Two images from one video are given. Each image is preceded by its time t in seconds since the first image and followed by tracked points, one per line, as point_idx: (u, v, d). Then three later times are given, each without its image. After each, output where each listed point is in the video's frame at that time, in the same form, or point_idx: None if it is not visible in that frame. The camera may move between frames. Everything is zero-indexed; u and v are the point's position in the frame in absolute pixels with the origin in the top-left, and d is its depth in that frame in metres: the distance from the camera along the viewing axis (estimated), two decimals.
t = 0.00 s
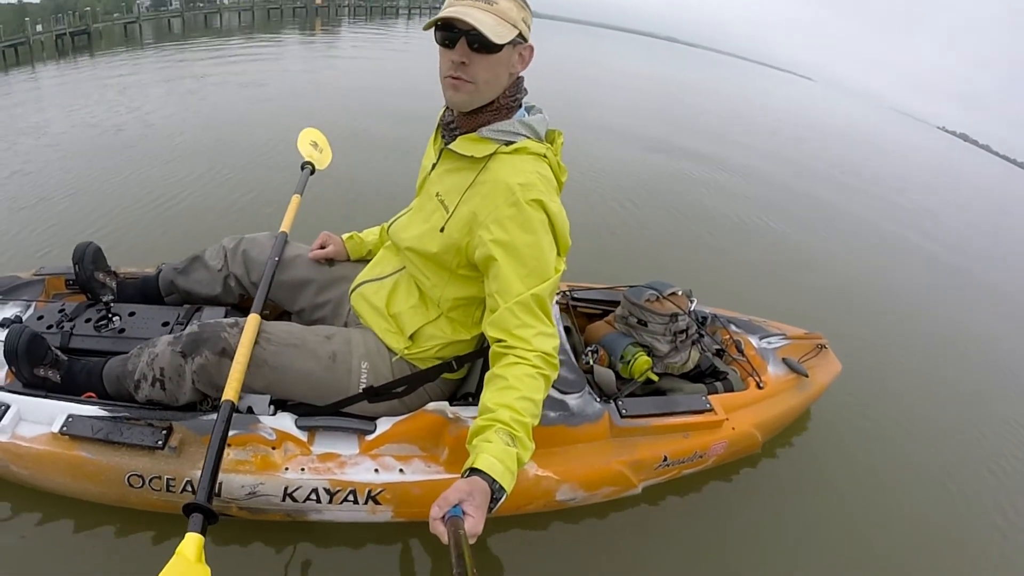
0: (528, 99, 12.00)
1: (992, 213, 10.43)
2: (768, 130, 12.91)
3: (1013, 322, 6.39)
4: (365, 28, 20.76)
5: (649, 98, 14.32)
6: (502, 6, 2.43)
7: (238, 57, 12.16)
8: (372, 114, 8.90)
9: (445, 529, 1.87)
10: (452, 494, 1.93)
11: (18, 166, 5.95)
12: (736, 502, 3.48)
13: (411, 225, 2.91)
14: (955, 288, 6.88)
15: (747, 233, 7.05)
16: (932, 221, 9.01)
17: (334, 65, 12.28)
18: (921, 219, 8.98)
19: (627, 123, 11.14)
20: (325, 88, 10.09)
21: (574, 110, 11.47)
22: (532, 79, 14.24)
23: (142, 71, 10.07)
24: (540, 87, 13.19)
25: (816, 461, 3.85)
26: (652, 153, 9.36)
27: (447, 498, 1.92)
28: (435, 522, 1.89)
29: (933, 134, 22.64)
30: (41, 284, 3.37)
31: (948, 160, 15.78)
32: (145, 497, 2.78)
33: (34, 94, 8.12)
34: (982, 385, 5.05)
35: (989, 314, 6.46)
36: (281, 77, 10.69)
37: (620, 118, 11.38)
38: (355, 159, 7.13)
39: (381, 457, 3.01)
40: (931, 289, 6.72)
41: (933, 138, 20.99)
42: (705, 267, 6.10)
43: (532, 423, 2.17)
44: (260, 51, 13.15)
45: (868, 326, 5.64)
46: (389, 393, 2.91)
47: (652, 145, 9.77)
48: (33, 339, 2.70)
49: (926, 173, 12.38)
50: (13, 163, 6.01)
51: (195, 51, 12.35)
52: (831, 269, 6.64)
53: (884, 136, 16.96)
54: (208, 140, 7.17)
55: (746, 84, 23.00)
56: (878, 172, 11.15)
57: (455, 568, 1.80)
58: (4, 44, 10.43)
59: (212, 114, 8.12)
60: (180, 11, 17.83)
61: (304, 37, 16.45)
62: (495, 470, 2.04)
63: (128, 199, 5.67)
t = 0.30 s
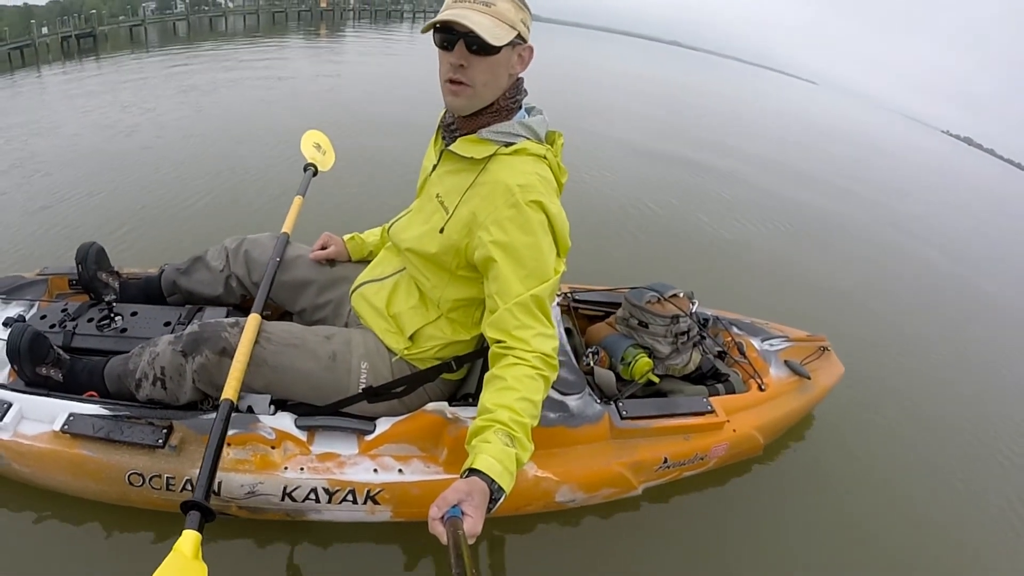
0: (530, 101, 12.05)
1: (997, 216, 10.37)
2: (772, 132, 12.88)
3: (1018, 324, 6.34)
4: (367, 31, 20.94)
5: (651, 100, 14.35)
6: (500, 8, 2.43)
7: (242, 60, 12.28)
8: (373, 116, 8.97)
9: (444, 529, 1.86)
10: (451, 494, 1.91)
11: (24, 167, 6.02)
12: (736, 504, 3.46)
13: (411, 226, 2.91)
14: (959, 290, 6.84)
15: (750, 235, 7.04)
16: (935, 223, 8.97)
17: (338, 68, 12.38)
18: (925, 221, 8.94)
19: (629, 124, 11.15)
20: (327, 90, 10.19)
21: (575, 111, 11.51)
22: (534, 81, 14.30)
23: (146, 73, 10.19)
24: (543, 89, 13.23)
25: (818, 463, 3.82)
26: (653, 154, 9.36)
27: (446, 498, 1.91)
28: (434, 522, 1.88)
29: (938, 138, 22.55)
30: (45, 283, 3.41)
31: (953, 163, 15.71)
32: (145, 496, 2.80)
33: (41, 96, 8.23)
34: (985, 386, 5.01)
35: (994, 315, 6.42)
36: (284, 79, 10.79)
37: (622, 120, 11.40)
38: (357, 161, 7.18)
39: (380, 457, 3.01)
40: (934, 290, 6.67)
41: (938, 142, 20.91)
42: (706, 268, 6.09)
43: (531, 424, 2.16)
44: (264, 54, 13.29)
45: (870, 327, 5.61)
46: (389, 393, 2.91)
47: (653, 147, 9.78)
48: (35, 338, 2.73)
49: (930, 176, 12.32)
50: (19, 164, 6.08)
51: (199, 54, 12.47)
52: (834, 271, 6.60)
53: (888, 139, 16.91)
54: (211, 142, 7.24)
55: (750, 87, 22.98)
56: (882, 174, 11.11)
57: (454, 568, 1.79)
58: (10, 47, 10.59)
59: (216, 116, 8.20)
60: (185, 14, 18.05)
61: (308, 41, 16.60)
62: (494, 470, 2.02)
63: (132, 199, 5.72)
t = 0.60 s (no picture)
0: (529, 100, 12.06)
1: (999, 212, 10.34)
2: (772, 129, 12.87)
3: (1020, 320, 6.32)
4: (366, 31, 21.00)
5: (650, 98, 14.35)
6: (499, 5, 2.42)
7: (242, 61, 12.31)
8: (373, 116, 8.99)
9: (444, 528, 1.86)
10: (451, 493, 1.91)
11: (23, 169, 6.04)
12: (737, 501, 3.46)
13: (410, 225, 2.90)
14: (961, 287, 6.82)
15: (750, 232, 7.03)
16: (937, 220, 8.95)
17: (337, 68, 12.41)
18: (926, 218, 8.91)
19: (629, 122, 11.16)
20: (327, 90, 10.21)
21: (575, 109, 11.52)
22: (533, 79, 14.30)
23: (145, 74, 10.23)
24: (543, 88, 13.23)
25: (819, 460, 3.81)
26: (653, 152, 9.36)
27: (446, 497, 1.90)
28: (435, 521, 1.88)
29: (940, 134, 22.50)
30: (45, 284, 3.42)
31: (954, 159, 15.67)
32: (146, 496, 2.80)
33: (40, 98, 8.26)
34: (987, 382, 5.00)
35: (995, 312, 6.40)
36: (284, 80, 10.80)
37: (621, 118, 11.41)
38: (356, 160, 7.19)
39: (380, 456, 3.00)
40: (935, 287, 6.66)
41: (939, 138, 20.85)
42: (706, 265, 6.08)
43: (532, 423, 2.15)
44: (263, 54, 13.33)
45: (871, 323, 5.60)
46: (388, 392, 2.91)
47: (653, 145, 9.78)
48: (35, 339, 2.73)
49: (931, 172, 12.30)
50: (20, 166, 6.11)
51: (199, 55, 12.50)
52: (834, 268, 6.59)
53: (889, 136, 16.87)
54: (211, 142, 7.25)
55: (751, 84, 22.95)
56: (883, 172, 11.08)
57: (454, 567, 1.79)
58: (10, 49, 10.63)
59: (216, 117, 8.21)
60: (184, 15, 18.11)
61: (307, 40, 16.64)
62: (495, 469, 2.01)
63: (132, 200, 5.74)
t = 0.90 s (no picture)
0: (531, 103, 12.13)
1: (998, 217, 10.36)
2: (772, 135, 12.91)
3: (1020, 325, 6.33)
4: (368, 35, 21.13)
5: (651, 103, 14.42)
6: (503, 6, 2.44)
7: (244, 63, 12.36)
8: (374, 119, 9.03)
9: (445, 526, 1.85)
10: (452, 492, 1.90)
11: (25, 169, 6.06)
12: (736, 503, 3.45)
13: (410, 226, 2.91)
14: (960, 291, 6.83)
15: (750, 236, 7.05)
16: (937, 225, 8.97)
17: (339, 71, 12.48)
18: (926, 223, 8.92)
19: (629, 127, 11.21)
20: (329, 93, 10.27)
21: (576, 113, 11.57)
22: (534, 84, 14.37)
23: (149, 76, 10.29)
24: (543, 92, 13.29)
25: (818, 463, 3.81)
26: (654, 156, 9.40)
27: (447, 495, 1.89)
28: (435, 519, 1.87)
29: (939, 141, 22.58)
30: (45, 283, 3.42)
31: (954, 165, 15.70)
32: (144, 495, 2.80)
33: (43, 99, 8.30)
34: (986, 387, 5.00)
35: (995, 316, 6.41)
36: (286, 82, 10.85)
37: (622, 123, 11.47)
38: (357, 163, 7.21)
39: (379, 456, 3.00)
40: (935, 291, 6.67)
41: (940, 144, 20.90)
42: (706, 268, 6.10)
43: (532, 422, 2.15)
44: (266, 57, 13.41)
45: (870, 327, 5.61)
46: (388, 392, 2.91)
47: (653, 149, 9.82)
48: (34, 337, 2.73)
49: (931, 178, 12.32)
50: (21, 165, 6.13)
51: (202, 58, 12.57)
52: (834, 272, 6.61)
53: (889, 141, 16.91)
54: (213, 144, 7.28)
55: (751, 90, 23.03)
56: (883, 177, 11.11)
57: (455, 565, 1.79)
58: (14, 50, 10.69)
59: (217, 118, 8.24)
60: (188, 18, 18.23)
61: (310, 44, 16.73)
62: (495, 468, 2.01)
63: (133, 200, 5.76)
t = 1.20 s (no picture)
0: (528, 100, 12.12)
1: (999, 207, 10.33)
2: (771, 128, 12.88)
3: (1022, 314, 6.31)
4: (365, 33, 21.11)
5: (649, 98, 14.40)
6: (495, 5, 2.43)
7: (241, 64, 12.36)
8: (372, 118, 9.03)
9: (445, 524, 1.84)
10: (453, 490, 1.90)
11: (24, 173, 6.07)
12: (738, 498, 3.45)
13: (408, 225, 2.91)
14: (961, 282, 6.81)
15: (749, 230, 7.04)
16: (937, 216, 8.94)
17: (336, 70, 12.48)
18: (926, 214, 8.90)
19: (627, 122, 11.20)
20: (326, 93, 10.27)
21: (573, 110, 11.57)
22: (532, 80, 14.36)
23: (145, 77, 10.30)
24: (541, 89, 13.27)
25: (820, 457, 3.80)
26: (652, 151, 9.39)
27: (447, 493, 1.89)
28: (435, 517, 1.87)
29: (938, 131, 22.53)
30: (45, 288, 3.43)
31: (955, 156, 15.66)
32: (146, 498, 2.81)
33: (39, 102, 8.31)
34: (988, 377, 4.98)
35: (996, 306, 6.39)
36: (283, 82, 10.85)
37: (619, 118, 11.45)
38: (355, 162, 7.22)
39: (380, 456, 3.00)
40: (936, 282, 6.65)
41: (940, 135, 20.84)
42: (705, 263, 6.09)
43: (532, 418, 2.15)
44: (262, 57, 13.41)
45: (871, 319, 5.59)
46: (388, 393, 2.91)
47: (651, 144, 9.80)
48: (34, 342, 2.74)
49: (931, 169, 12.29)
50: (18, 169, 6.14)
51: (198, 59, 12.57)
52: (834, 264, 6.60)
53: (889, 133, 16.86)
54: (211, 145, 7.29)
55: (750, 83, 22.97)
56: (883, 169, 11.08)
57: (455, 563, 1.76)
58: (10, 54, 10.70)
59: (215, 119, 8.24)
60: (184, 19, 18.24)
61: (306, 43, 16.73)
62: (495, 465, 2.01)
63: (132, 203, 5.77)
